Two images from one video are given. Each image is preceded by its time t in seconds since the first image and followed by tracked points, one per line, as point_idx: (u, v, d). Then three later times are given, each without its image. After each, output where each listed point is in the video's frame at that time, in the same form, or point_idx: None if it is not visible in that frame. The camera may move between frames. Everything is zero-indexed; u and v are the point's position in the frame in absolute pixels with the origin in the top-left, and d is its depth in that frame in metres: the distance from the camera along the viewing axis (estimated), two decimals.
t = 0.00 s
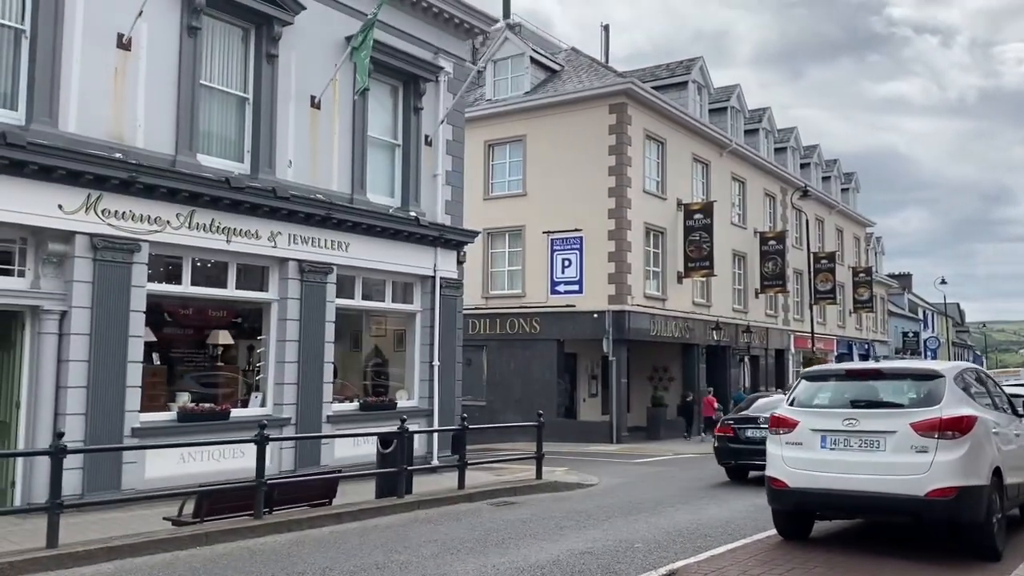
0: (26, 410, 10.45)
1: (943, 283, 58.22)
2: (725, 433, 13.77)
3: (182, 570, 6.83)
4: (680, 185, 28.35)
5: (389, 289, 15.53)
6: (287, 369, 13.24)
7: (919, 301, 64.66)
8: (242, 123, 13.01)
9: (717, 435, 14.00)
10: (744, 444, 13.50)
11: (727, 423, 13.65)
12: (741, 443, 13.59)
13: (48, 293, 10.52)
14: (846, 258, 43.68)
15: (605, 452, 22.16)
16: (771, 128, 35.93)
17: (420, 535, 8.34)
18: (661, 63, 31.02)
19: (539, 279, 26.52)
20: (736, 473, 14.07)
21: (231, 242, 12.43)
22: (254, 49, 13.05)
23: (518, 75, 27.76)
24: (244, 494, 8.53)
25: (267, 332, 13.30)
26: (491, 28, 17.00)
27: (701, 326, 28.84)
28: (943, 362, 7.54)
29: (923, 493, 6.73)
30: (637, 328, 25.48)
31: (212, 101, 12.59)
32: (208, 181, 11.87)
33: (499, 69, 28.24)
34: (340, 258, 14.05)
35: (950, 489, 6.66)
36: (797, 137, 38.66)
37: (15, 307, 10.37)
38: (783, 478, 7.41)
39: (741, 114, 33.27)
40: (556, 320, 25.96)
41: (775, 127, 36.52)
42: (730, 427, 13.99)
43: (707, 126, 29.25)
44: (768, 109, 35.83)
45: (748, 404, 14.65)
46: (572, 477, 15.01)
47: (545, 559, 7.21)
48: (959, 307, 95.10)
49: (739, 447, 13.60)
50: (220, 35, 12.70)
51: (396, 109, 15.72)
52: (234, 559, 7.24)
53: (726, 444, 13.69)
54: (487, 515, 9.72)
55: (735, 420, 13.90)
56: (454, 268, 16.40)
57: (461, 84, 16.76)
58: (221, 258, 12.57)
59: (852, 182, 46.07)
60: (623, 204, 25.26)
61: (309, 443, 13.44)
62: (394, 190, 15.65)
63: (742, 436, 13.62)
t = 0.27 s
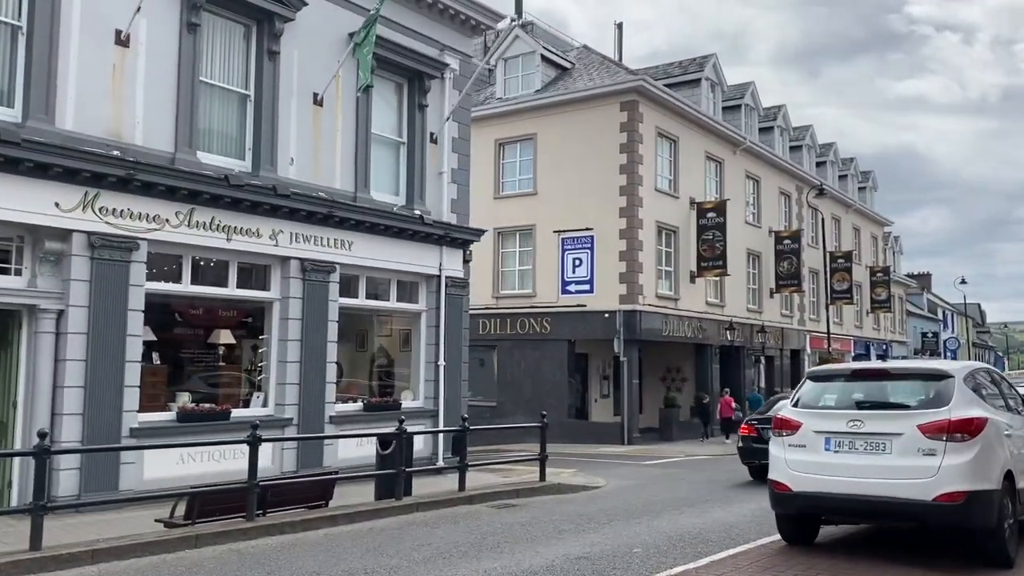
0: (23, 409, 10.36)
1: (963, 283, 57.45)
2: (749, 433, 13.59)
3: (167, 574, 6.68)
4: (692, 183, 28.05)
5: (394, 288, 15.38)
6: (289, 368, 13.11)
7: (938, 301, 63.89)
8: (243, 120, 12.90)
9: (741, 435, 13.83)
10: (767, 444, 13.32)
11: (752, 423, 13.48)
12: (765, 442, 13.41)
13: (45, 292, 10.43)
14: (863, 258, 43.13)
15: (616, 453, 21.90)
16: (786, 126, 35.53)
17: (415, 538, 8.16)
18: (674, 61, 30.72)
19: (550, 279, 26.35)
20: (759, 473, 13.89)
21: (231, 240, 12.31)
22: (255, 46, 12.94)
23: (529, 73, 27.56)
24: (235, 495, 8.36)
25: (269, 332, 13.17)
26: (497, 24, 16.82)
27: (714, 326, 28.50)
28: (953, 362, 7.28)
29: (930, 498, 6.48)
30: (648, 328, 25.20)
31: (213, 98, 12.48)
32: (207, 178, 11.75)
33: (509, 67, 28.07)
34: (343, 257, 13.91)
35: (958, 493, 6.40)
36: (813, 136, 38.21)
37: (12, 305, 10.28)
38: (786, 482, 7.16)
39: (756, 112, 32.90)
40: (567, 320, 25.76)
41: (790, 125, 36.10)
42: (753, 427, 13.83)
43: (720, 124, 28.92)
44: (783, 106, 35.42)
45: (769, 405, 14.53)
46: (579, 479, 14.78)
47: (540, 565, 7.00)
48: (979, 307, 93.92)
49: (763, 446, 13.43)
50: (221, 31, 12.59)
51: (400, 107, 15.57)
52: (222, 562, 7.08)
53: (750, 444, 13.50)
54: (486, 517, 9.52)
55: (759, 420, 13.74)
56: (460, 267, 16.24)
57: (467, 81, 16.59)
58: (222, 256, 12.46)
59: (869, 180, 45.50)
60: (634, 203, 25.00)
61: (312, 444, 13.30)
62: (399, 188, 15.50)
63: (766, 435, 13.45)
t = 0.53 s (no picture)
0: (13, 409, 10.26)
1: (975, 283, 56.88)
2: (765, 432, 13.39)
3: None
4: (699, 182, 27.81)
5: (393, 287, 15.23)
6: (285, 368, 12.98)
7: (950, 301, 63.31)
8: (239, 117, 12.78)
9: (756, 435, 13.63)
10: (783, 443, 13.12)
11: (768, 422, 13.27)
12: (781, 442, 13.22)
13: (35, 290, 10.33)
14: (874, 257, 42.71)
15: (620, 454, 21.69)
16: (794, 124, 35.21)
17: (402, 541, 7.99)
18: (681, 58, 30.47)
19: (555, 279, 26.16)
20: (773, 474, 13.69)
21: (226, 238, 12.19)
22: (250, 42, 12.83)
23: (534, 71, 27.40)
24: (220, 496, 8.21)
25: (264, 331, 13.04)
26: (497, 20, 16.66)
27: (721, 326, 28.24)
28: (953, 361, 7.07)
29: (927, 501, 6.27)
30: (654, 327, 24.99)
31: (207, 95, 12.37)
32: (199, 176, 11.62)
33: (514, 65, 27.91)
34: (340, 256, 13.77)
35: (957, 496, 6.19)
36: (822, 134, 37.88)
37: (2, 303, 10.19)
38: (780, 484, 6.97)
39: (764, 110, 32.60)
40: (571, 320, 25.55)
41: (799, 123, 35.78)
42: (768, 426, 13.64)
43: (727, 122, 28.67)
44: (792, 104, 35.10)
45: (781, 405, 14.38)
46: (579, 480, 14.58)
47: (526, 568, 6.82)
48: (993, 307, 93.09)
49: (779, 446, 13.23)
50: (215, 27, 12.48)
51: (399, 104, 15.42)
52: (201, 565, 6.92)
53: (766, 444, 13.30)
54: (478, 519, 9.34)
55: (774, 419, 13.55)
56: (459, 265, 16.08)
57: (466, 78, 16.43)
58: (216, 255, 12.34)
59: (879, 179, 45.09)
60: (639, 201, 24.78)
61: (308, 444, 13.17)
62: (398, 186, 15.35)
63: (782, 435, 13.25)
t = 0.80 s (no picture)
0: None
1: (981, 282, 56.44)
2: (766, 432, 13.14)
3: None
4: (699, 180, 27.56)
5: (385, 284, 15.03)
6: (272, 366, 12.80)
7: (956, 300, 62.86)
8: (225, 112, 12.60)
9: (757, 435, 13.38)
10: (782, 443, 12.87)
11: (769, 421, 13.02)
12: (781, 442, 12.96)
13: (14, 287, 10.16)
14: (877, 256, 42.38)
15: (617, 454, 21.46)
16: (797, 121, 34.92)
17: (381, 543, 7.79)
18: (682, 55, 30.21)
19: (553, 277, 25.94)
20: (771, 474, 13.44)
21: (211, 234, 12.00)
22: (237, 35, 12.64)
23: (533, 68, 27.19)
24: (195, 497, 7.99)
25: (252, 329, 12.87)
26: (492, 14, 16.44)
27: (722, 325, 27.99)
28: (945, 358, 6.84)
29: (918, 503, 6.04)
30: (653, 326, 24.76)
31: (193, 89, 12.20)
32: (183, 171, 11.44)
33: (513, 62, 27.70)
34: (329, 252, 13.58)
35: (948, 499, 5.96)
36: (825, 132, 37.58)
37: None
38: (767, 485, 6.73)
39: (766, 107, 32.33)
40: (570, 319, 25.34)
41: (802, 120, 35.49)
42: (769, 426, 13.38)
43: (728, 120, 28.42)
44: (794, 101, 34.81)
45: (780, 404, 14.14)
46: (572, 480, 14.36)
47: (504, 572, 6.62)
48: (999, 307, 92.55)
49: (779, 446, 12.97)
50: (201, 20, 12.30)
51: (391, 98, 15.22)
52: (170, 568, 6.74)
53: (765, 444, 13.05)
54: (462, 519, 9.13)
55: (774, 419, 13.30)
56: (453, 262, 15.87)
57: (460, 72, 16.23)
58: (202, 251, 12.16)
59: (883, 177, 44.75)
60: (638, 199, 24.56)
61: (296, 443, 12.98)
62: (389, 182, 15.14)
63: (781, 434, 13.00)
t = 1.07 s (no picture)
0: None
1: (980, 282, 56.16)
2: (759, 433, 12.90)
3: None
4: (694, 178, 27.35)
5: (370, 283, 14.80)
6: (252, 365, 12.60)
7: (955, 300, 62.60)
8: (204, 106, 12.39)
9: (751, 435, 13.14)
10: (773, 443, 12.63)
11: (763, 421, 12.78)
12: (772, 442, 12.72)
13: None
14: (875, 255, 42.13)
15: (609, 454, 21.23)
16: (794, 120, 34.69)
17: (351, 547, 7.57)
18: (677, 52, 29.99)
19: (546, 276, 25.72)
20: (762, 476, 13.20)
21: (188, 230, 11.81)
22: (217, 29, 12.43)
23: (526, 65, 26.98)
24: (159, 499, 7.78)
25: (232, 327, 12.67)
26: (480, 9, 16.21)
27: (716, 324, 27.77)
28: (930, 357, 6.62)
29: (898, 506, 5.83)
30: (646, 326, 24.56)
31: (171, 83, 12.00)
32: (160, 166, 11.24)
33: (507, 59, 27.48)
34: (312, 250, 13.37)
35: (929, 502, 5.75)
36: (823, 130, 37.35)
37: None
38: (745, 487, 6.51)
39: (762, 105, 32.11)
40: (563, 318, 25.12)
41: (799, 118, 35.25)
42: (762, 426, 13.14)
43: (723, 117, 28.21)
44: (791, 99, 34.57)
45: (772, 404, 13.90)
46: (559, 481, 14.13)
47: None
48: (999, 306, 92.22)
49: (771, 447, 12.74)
50: (179, 13, 12.09)
51: (376, 93, 14.99)
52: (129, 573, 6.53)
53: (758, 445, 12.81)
54: (438, 522, 8.91)
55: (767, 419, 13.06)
56: (440, 260, 15.64)
57: (448, 67, 16.00)
58: (180, 248, 11.97)
59: (881, 176, 44.49)
60: (632, 197, 24.36)
61: (276, 444, 12.76)
62: (374, 178, 14.92)
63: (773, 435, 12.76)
